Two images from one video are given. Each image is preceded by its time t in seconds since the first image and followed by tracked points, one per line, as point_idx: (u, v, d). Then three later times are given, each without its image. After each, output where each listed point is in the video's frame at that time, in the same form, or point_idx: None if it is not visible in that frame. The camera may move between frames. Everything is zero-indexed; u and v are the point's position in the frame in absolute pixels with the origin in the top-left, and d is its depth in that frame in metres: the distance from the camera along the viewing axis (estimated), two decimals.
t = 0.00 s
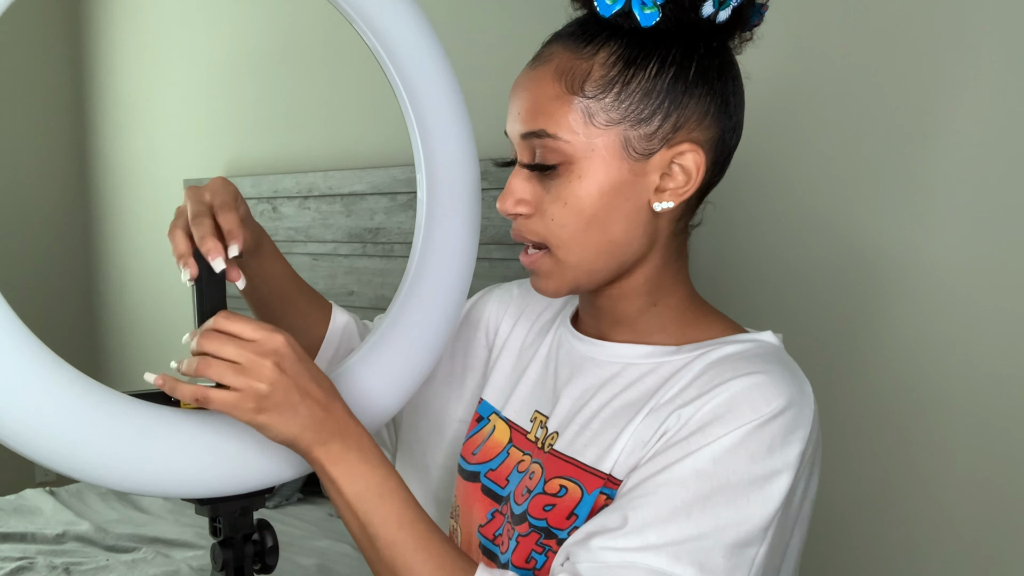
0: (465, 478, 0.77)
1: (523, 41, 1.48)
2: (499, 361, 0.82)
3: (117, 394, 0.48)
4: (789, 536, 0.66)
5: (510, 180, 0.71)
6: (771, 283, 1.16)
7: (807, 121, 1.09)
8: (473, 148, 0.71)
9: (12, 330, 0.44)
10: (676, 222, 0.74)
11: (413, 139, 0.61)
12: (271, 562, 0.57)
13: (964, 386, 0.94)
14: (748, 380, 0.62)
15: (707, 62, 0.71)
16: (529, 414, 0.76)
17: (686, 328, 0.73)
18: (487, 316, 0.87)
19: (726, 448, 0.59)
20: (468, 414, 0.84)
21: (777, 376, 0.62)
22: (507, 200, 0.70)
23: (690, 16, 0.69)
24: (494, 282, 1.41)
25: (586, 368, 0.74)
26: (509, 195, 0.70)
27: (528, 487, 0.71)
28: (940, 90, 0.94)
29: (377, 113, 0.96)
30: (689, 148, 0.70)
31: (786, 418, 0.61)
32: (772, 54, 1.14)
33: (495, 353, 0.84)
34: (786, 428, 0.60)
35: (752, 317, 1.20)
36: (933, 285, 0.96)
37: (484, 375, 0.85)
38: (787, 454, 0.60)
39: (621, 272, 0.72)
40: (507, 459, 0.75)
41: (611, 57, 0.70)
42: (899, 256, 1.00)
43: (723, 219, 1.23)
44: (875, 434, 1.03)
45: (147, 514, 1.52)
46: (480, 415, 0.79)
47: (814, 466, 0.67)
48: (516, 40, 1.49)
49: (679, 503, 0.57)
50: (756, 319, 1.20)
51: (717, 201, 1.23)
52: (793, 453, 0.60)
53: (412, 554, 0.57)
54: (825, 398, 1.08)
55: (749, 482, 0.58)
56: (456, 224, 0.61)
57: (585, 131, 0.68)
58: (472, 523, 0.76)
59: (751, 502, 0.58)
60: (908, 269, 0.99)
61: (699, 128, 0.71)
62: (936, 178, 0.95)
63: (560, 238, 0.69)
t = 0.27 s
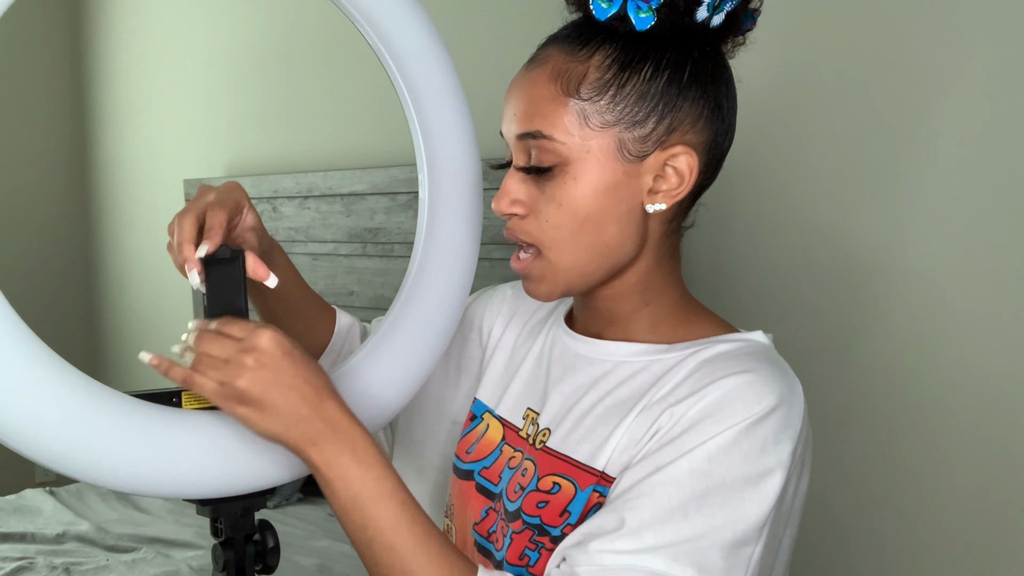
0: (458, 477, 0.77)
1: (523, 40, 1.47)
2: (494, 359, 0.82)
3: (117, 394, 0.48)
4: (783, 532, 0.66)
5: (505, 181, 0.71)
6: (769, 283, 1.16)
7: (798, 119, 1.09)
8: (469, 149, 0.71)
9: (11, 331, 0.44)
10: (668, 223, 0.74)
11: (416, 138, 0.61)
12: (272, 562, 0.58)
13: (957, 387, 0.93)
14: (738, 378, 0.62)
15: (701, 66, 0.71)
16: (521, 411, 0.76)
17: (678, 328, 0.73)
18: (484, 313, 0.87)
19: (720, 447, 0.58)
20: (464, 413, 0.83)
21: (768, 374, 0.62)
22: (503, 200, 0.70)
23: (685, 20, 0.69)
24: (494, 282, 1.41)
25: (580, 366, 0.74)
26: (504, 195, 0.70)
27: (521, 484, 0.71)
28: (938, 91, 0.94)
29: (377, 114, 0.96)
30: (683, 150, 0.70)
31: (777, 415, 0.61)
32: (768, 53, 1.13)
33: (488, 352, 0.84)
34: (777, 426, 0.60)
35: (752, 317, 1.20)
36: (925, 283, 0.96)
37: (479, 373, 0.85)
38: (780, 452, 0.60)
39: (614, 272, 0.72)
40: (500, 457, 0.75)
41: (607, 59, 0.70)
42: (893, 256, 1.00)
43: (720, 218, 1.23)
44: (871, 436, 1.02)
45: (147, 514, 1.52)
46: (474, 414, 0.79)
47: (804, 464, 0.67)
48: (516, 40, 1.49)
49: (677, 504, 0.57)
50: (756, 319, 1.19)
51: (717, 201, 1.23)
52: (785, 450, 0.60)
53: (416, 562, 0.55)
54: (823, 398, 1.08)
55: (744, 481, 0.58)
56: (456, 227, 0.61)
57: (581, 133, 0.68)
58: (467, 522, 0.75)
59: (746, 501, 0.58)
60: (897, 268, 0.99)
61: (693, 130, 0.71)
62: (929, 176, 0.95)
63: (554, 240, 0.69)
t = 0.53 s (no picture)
0: (455, 472, 0.77)
1: (523, 40, 1.47)
2: (488, 356, 0.82)
3: (116, 394, 0.48)
4: (782, 521, 0.66)
5: (505, 180, 0.71)
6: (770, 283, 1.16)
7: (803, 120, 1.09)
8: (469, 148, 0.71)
9: (11, 331, 0.44)
10: (666, 222, 0.74)
11: (415, 138, 0.61)
12: (271, 562, 0.58)
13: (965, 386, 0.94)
14: (734, 366, 0.62)
15: (700, 67, 0.71)
16: (517, 404, 0.76)
17: (673, 322, 0.73)
18: (479, 311, 0.87)
19: (718, 434, 0.58)
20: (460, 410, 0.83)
21: (763, 362, 0.62)
22: (504, 199, 0.70)
23: (685, 22, 0.69)
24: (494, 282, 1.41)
25: (576, 359, 0.74)
26: (505, 194, 0.70)
27: (518, 476, 0.71)
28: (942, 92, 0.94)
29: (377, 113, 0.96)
30: (682, 150, 0.71)
31: (773, 403, 0.61)
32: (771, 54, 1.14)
33: (483, 348, 0.84)
34: (773, 413, 0.61)
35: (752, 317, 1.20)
36: (933, 282, 0.97)
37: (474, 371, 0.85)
38: (776, 440, 0.60)
39: (612, 269, 0.72)
40: (494, 450, 0.74)
41: (607, 60, 0.70)
42: (897, 256, 1.00)
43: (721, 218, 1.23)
44: (873, 434, 1.03)
45: (146, 514, 1.52)
46: (469, 410, 0.79)
47: (800, 454, 0.67)
48: (516, 41, 1.49)
49: (674, 488, 0.57)
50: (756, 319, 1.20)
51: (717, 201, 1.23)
52: (781, 437, 0.60)
53: (420, 550, 0.57)
54: (823, 398, 1.08)
55: (740, 467, 0.58)
56: (455, 226, 0.62)
57: (582, 132, 0.68)
58: (465, 516, 0.75)
59: (744, 487, 0.58)
60: (905, 267, 0.99)
61: (692, 131, 0.72)
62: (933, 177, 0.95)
63: (554, 238, 0.69)
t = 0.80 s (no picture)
0: (458, 471, 0.76)
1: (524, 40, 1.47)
2: (490, 357, 0.82)
3: (109, 395, 0.48)
4: (788, 520, 0.66)
5: (511, 180, 0.70)
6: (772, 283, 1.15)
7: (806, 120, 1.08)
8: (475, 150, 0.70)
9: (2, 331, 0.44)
10: (670, 222, 0.74)
11: (404, 138, 0.61)
12: (265, 561, 0.57)
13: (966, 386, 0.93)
14: (741, 366, 0.61)
15: (704, 69, 0.71)
16: (521, 403, 0.76)
17: (677, 321, 0.73)
18: (479, 312, 0.87)
19: (728, 433, 0.58)
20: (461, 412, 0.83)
21: (769, 361, 0.62)
22: (510, 200, 0.70)
23: (689, 25, 0.69)
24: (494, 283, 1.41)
25: (581, 359, 0.74)
26: (511, 194, 0.70)
27: (525, 474, 0.71)
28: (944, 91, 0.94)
29: (376, 114, 0.96)
30: (687, 151, 0.71)
31: (780, 402, 0.60)
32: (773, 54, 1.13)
33: (485, 349, 0.84)
34: (780, 412, 0.60)
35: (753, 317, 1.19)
36: (934, 282, 0.96)
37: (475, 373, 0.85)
38: (783, 439, 0.60)
39: (618, 268, 0.72)
40: (499, 448, 0.74)
41: (614, 62, 0.70)
42: (900, 255, 0.99)
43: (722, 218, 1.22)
44: (873, 435, 1.03)
45: (146, 514, 1.52)
46: (473, 410, 0.79)
47: (804, 453, 0.66)
48: (517, 41, 1.48)
49: (686, 488, 0.57)
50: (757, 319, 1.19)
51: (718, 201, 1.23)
52: (788, 436, 0.60)
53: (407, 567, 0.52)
54: (825, 398, 1.08)
55: (750, 466, 0.58)
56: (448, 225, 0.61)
57: (589, 134, 0.68)
58: (469, 515, 0.74)
59: (753, 487, 0.58)
60: (906, 267, 0.98)
61: (696, 132, 0.72)
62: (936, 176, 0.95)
63: (561, 238, 0.69)
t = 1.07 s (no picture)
0: (465, 469, 0.77)
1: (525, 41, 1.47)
2: (495, 356, 0.82)
3: (114, 394, 0.48)
4: (791, 521, 0.66)
5: (518, 181, 0.71)
6: (772, 283, 1.16)
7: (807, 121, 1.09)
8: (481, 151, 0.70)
9: (9, 331, 0.44)
10: (677, 221, 0.75)
11: (410, 138, 0.61)
12: (270, 561, 0.57)
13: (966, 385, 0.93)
14: (747, 364, 0.62)
15: (709, 69, 0.71)
16: (527, 402, 0.76)
17: (683, 321, 0.73)
18: (483, 311, 0.87)
19: (732, 429, 0.58)
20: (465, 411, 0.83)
21: (775, 361, 0.63)
22: (517, 201, 0.70)
23: (695, 26, 0.69)
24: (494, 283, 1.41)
25: (588, 358, 0.74)
26: (518, 195, 0.70)
27: (532, 472, 0.71)
28: (942, 90, 0.94)
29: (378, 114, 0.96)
30: (693, 151, 0.71)
31: (785, 401, 0.61)
32: (774, 55, 1.13)
33: (490, 349, 0.84)
34: (785, 411, 0.61)
35: (752, 317, 1.20)
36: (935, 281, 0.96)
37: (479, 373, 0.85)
38: (788, 436, 0.60)
39: (624, 268, 0.72)
40: (506, 447, 0.74)
41: (620, 63, 0.70)
42: (900, 255, 1.00)
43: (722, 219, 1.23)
44: (872, 434, 1.03)
45: (146, 514, 1.52)
46: (479, 409, 0.79)
47: (808, 455, 0.67)
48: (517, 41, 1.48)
49: (688, 481, 0.57)
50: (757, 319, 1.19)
51: (718, 202, 1.23)
52: (792, 435, 0.61)
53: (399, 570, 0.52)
54: (825, 398, 1.08)
55: (753, 462, 0.58)
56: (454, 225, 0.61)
57: (596, 134, 0.68)
58: (474, 513, 0.75)
59: (756, 483, 0.58)
60: (907, 267, 0.99)
61: (702, 132, 0.72)
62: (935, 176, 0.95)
63: (568, 238, 0.69)
